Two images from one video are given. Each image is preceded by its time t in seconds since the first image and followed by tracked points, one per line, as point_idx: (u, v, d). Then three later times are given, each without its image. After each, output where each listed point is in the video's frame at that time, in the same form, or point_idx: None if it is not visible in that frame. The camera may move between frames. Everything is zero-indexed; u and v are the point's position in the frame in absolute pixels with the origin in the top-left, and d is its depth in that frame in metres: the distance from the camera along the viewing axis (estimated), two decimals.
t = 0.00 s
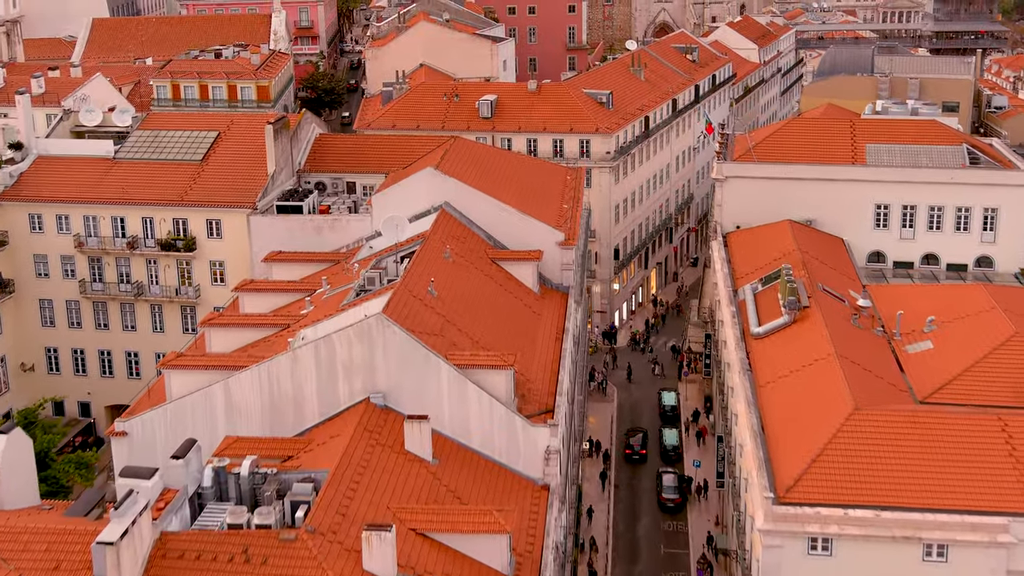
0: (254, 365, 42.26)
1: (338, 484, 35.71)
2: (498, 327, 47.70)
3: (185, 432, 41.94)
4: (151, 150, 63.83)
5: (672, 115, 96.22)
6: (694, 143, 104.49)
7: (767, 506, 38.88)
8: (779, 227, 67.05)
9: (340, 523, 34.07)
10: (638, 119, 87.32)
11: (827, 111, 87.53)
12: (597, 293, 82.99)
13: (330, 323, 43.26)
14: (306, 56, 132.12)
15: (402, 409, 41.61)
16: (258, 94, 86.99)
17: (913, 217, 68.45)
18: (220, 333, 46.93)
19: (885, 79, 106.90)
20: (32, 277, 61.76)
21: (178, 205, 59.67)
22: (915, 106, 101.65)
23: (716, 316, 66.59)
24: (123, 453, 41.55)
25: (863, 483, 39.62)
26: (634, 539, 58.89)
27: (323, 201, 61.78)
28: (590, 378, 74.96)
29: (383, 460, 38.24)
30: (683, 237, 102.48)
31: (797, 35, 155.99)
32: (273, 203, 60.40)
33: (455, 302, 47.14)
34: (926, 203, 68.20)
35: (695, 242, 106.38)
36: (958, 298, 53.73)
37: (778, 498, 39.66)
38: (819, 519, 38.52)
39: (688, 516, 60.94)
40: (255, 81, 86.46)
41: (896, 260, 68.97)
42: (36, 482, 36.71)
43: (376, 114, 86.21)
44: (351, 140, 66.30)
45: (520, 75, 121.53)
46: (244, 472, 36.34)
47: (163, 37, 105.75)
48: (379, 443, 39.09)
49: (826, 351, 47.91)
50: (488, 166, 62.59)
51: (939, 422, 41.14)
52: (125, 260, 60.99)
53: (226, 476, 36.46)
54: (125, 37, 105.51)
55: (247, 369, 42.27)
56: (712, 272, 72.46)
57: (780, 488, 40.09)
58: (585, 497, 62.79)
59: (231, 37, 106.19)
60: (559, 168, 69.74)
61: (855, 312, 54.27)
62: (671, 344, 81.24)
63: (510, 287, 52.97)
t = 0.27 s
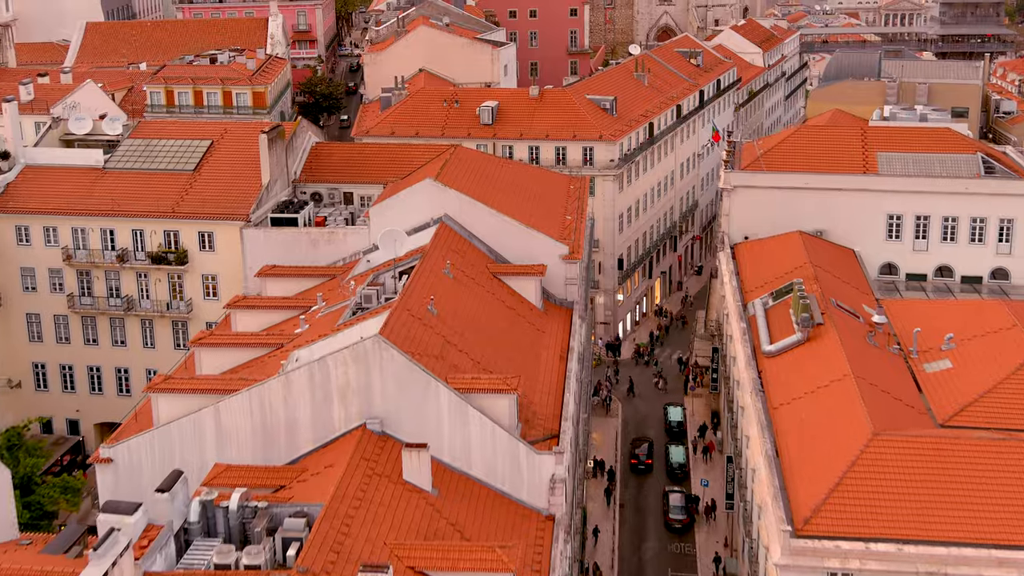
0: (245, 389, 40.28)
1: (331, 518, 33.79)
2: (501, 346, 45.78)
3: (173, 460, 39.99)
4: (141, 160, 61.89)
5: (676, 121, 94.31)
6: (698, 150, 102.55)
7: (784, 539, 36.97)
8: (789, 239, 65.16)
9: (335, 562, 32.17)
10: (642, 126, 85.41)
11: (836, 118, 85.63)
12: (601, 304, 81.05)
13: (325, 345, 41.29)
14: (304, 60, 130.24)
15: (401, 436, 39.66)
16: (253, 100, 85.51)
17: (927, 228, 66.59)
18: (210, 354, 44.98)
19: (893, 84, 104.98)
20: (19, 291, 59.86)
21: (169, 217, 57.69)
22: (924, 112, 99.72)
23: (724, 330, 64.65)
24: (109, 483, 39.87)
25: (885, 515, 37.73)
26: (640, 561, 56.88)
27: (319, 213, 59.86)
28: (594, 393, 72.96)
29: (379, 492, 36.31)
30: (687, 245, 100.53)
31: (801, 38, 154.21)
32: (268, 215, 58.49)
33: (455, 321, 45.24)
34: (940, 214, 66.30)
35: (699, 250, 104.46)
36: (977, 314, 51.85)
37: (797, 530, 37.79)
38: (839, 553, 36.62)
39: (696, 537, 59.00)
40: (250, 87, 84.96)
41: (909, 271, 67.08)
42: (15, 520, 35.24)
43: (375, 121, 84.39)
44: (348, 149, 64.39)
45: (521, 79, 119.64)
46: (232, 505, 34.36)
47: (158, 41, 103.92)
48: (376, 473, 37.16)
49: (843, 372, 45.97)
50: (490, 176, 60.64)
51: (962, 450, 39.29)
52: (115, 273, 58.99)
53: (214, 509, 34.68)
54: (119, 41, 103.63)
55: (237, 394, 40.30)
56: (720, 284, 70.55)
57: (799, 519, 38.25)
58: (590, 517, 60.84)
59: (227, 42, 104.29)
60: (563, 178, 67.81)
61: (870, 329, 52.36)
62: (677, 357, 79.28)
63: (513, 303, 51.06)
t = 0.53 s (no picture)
0: (236, 415, 38.39)
1: (327, 557, 32.00)
2: (503, 367, 43.89)
3: (159, 489, 38.16)
4: (132, 169, 59.97)
5: (681, 127, 92.42)
6: (703, 157, 100.66)
7: None
8: (800, 251, 63.30)
9: None
10: (647, 133, 83.54)
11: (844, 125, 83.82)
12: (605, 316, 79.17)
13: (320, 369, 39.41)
14: (302, 64, 128.37)
15: (398, 465, 37.77)
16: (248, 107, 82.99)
17: (941, 239, 64.77)
18: (199, 376, 43.08)
19: (901, 89, 102.94)
20: (5, 306, 57.95)
21: (160, 230, 55.78)
22: (933, 118, 97.85)
23: (733, 345, 62.80)
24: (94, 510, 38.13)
25: (910, 551, 35.96)
26: None
27: (315, 225, 57.99)
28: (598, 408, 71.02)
29: (377, 526, 34.46)
30: (692, 254, 98.62)
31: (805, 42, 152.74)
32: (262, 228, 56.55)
33: (456, 341, 43.33)
34: (954, 224, 64.47)
35: (704, 258, 102.58)
36: (998, 331, 49.97)
37: (816, 567, 35.95)
38: None
39: (704, 559, 57.00)
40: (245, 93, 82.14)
41: (923, 284, 65.15)
42: None
43: (373, 128, 82.55)
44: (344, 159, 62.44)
45: (522, 84, 117.78)
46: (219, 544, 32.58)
47: (152, 45, 102.06)
48: (373, 506, 35.31)
49: (860, 394, 44.07)
50: (492, 187, 58.73)
51: (991, 482, 37.54)
52: (103, 287, 57.09)
53: (199, 548, 32.73)
54: (112, 46, 101.76)
55: (227, 419, 38.41)
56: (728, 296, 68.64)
57: (818, 556, 36.38)
58: (595, 537, 58.89)
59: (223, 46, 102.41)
60: (566, 188, 65.97)
61: (886, 347, 50.49)
62: (683, 370, 77.34)
63: (515, 321, 49.18)
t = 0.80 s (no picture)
0: (224, 443, 36.46)
1: None
2: (506, 391, 41.94)
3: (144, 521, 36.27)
4: (121, 180, 58.07)
5: (686, 134, 90.51)
6: (708, 164, 98.74)
7: None
8: (811, 265, 61.42)
9: None
10: (651, 140, 81.65)
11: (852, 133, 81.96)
12: (608, 328, 77.22)
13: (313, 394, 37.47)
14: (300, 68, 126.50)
15: (395, 496, 35.86)
16: (243, 113, 81.33)
17: (955, 252, 62.89)
18: (188, 400, 41.19)
19: (909, 93, 101.09)
20: None
21: (149, 244, 53.89)
22: (943, 124, 95.86)
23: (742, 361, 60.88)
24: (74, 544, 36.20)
25: None
26: None
27: (310, 239, 56.12)
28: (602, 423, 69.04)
29: (373, 565, 32.54)
30: (696, 262, 96.72)
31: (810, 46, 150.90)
32: (255, 241, 54.67)
33: (456, 363, 41.38)
34: (970, 236, 62.58)
35: (709, 267, 100.68)
36: (1020, 351, 48.07)
37: None
38: None
39: None
40: (240, 100, 80.73)
41: (938, 297, 63.23)
42: None
43: (371, 135, 80.71)
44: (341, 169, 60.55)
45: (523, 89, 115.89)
46: None
47: (146, 50, 100.19)
48: (368, 543, 33.38)
49: (879, 419, 42.14)
50: (494, 199, 56.78)
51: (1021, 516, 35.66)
52: (91, 302, 55.16)
53: None
54: (105, 51, 99.82)
55: (216, 448, 36.47)
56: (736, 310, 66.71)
57: None
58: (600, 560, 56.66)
59: (219, 51, 100.53)
60: (569, 198, 64.11)
61: (903, 366, 48.54)
62: (689, 384, 75.35)
63: (518, 339, 47.26)
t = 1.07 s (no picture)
0: (212, 475, 34.57)
1: None
2: (508, 416, 40.09)
3: (127, 556, 34.37)
4: (110, 191, 56.11)
5: (691, 141, 88.57)
6: (713, 171, 96.91)
7: None
8: (823, 279, 59.57)
9: None
10: (656, 147, 79.74)
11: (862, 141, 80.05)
12: (612, 340, 75.30)
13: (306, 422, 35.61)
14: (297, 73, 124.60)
15: (392, 531, 34.04)
16: (238, 119, 79.17)
17: (971, 264, 61.00)
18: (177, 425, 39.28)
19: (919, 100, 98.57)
20: None
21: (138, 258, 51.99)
22: (953, 130, 93.66)
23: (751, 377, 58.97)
24: None
25: None
26: None
27: (305, 252, 54.28)
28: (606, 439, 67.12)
29: None
30: (701, 271, 94.90)
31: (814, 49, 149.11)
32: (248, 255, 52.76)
33: (456, 387, 39.51)
34: (986, 248, 60.69)
35: (713, 276, 98.80)
36: None
37: None
38: None
39: None
40: (235, 106, 78.49)
41: (953, 311, 61.34)
42: None
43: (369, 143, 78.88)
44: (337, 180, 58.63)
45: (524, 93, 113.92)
46: None
47: (139, 55, 98.15)
48: None
49: (899, 446, 40.30)
50: (495, 212, 54.86)
51: None
52: (79, 318, 53.21)
53: None
54: (98, 55, 97.98)
55: (203, 479, 34.58)
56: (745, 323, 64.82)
57: None
58: None
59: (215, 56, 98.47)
60: (573, 209, 62.22)
61: (922, 387, 46.68)
62: (695, 398, 73.46)
63: (520, 359, 45.37)
